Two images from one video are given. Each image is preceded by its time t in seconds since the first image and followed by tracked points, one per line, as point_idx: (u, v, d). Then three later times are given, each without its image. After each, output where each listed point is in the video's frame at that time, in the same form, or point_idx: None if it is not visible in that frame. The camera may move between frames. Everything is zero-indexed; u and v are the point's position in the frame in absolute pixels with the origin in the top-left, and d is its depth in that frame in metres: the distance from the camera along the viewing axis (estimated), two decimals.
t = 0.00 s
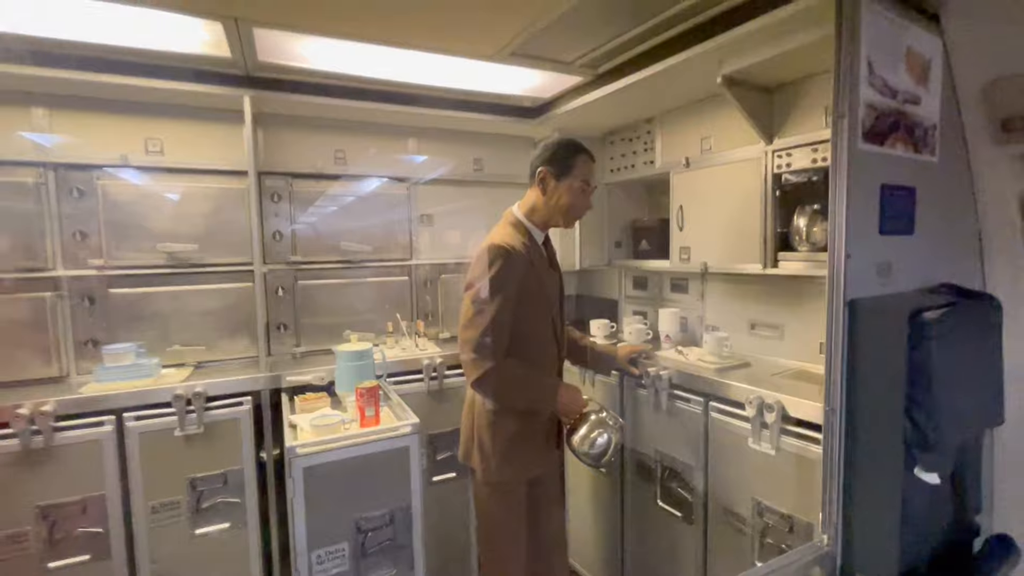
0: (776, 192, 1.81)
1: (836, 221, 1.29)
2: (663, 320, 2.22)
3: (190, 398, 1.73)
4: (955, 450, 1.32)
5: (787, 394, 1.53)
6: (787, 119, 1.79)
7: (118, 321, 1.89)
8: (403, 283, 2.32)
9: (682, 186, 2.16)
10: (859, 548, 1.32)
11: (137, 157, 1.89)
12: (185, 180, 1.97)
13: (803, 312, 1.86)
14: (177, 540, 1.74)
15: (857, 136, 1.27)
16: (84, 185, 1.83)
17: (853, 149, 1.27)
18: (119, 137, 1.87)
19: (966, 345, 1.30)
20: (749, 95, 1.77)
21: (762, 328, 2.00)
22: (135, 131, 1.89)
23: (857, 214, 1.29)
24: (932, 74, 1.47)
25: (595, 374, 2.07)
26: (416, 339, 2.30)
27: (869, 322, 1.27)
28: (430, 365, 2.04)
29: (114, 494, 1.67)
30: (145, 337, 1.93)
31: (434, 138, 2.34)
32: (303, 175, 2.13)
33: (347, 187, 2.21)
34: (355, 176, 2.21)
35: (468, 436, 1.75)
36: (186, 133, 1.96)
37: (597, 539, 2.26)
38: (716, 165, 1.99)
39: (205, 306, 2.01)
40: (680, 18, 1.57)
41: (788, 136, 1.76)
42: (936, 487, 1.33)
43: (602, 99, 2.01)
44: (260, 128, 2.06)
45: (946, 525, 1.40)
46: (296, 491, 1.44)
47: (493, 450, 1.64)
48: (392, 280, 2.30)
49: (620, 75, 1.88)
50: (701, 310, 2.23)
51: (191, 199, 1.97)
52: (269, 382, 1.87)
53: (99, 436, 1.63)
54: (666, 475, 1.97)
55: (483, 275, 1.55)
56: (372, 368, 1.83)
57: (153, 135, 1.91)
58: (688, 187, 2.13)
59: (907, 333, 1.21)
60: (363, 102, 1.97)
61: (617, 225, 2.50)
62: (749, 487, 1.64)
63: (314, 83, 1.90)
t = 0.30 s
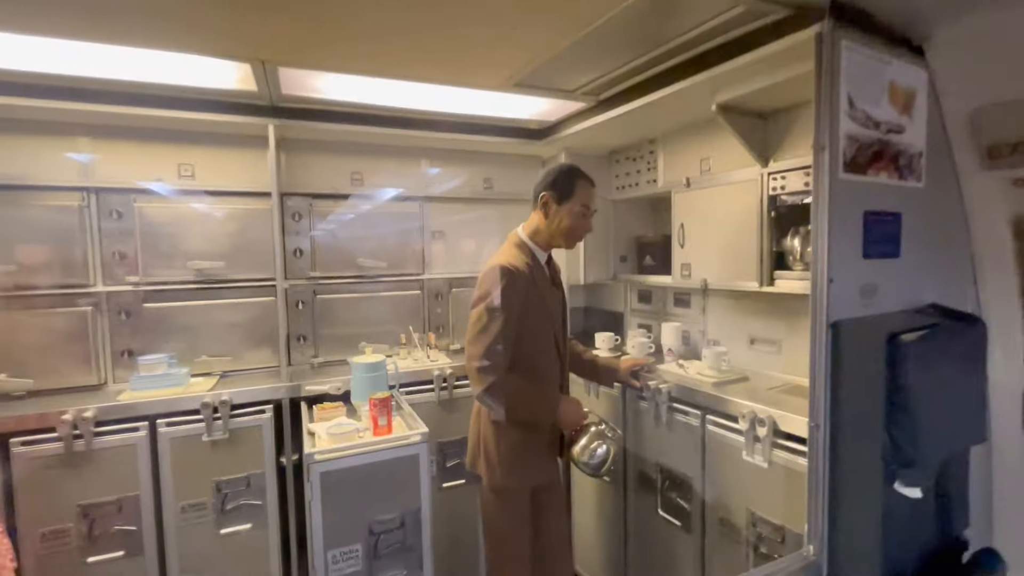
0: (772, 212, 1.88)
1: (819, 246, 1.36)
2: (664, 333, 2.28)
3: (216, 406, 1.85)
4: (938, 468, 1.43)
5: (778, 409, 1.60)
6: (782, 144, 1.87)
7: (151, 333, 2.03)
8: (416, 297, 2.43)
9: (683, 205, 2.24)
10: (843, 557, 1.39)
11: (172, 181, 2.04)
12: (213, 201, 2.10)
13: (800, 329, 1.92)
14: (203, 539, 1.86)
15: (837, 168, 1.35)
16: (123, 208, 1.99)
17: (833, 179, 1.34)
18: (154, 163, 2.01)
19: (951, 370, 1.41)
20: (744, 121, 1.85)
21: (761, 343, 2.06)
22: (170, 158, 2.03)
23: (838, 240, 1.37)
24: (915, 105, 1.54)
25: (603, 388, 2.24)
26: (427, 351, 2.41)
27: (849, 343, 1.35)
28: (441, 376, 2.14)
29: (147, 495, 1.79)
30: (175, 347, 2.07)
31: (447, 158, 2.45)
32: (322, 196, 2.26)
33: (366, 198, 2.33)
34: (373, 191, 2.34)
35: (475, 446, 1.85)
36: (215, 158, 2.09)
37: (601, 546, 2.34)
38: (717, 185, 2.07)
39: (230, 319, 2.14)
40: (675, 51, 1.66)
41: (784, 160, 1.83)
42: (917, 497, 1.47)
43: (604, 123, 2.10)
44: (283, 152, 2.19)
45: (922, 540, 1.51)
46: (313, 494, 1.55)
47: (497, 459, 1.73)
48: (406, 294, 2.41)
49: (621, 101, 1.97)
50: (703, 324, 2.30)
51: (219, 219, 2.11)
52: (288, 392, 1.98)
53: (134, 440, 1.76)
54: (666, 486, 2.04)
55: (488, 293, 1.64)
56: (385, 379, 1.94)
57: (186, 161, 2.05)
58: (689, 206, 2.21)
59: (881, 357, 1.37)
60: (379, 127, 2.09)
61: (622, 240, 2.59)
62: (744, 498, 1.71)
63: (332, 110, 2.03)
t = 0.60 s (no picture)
0: (780, 225, 1.92)
1: (819, 262, 1.41)
2: (675, 342, 2.34)
3: (248, 407, 1.98)
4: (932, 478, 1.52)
5: (782, 418, 1.64)
6: (790, 158, 1.90)
7: (189, 337, 2.18)
8: (435, 303, 2.53)
9: (693, 215, 2.29)
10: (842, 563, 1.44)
11: (209, 197, 2.18)
12: (247, 214, 2.24)
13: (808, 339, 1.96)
14: (237, 530, 1.99)
15: (837, 187, 1.40)
16: (165, 222, 2.14)
17: (832, 198, 1.39)
18: (194, 179, 2.16)
19: (945, 385, 1.50)
20: (752, 137, 1.90)
21: (772, 353, 2.10)
22: (208, 175, 2.18)
23: (837, 257, 1.41)
24: (920, 123, 1.58)
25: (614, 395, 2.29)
26: (446, 356, 2.51)
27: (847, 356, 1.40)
28: (458, 380, 2.23)
29: (185, 489, 1.92)
30: (210, 351, 2.21)
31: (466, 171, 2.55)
32: (347, 208, 2.38)
33: (383, 208, 2.43)
34: (392, 199, 2.44)
35: (489, 449, 1.93)
36: (248, 174, 2.23)
37: (613, 547, 2.40)
38: (727, 198, 2.12)
39: (261, 325, 2.27)
40: (681, 72, 1.72)
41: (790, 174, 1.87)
42: (914, 507, 1.54)
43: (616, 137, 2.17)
44: (310, 167, 2.31)
45: (922, 546, 1.57)
46: (339, 491, 1.66)
47: (510, 463, 1.81)
48: (425, 302, 2.51)
49: (632, 118, 2.03)
50: (714, 332, 2.35)
51: (252, 231, 2.24)
52: (315, 395, 2.09)
53: (174, 437, 1.90)
54: (676, 491, 2.10)
55: (500, 303, 1.72)
56: (405, 383, 2.04)
57: (222, 178, 2.19)
58: (700, 217, 2.26)
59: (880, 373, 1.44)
60: (401, 143, 2.20)
61: (636, 249, 2.64)
62: (749, 504, 1.76)
63: (356, 128, 2.14)
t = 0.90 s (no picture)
0: (803, 231, 1.93)
1: (840, 269, 1.42)
2: (697, 346, 2.38)
3: (284, 404, 2.08)
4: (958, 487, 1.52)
5: (803, 425, 1.65)
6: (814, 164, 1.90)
7: (230, 337, 2.30)
8: (460, 307, 2.60)
9: (716, 221, 2.31)
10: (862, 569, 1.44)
11: (248, 204, 2.29)
12: (284, 221, 2.35)
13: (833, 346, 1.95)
14: (273, 522, 2.09)
15: (858, 196, 1.41)
16: (208, 228, 2.26)
17: (853, 206, 1.40)
18: (236, 188, 2.28)
19: (970, 394, 1.50)
20: (774, 144, 1.92)
21: (796, 358, 2.09)
22: (248, 184, 2.29)
23: (858, 264, 1.42)
24: (947, 129, 1.57)
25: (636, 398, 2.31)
26: (471, 358, 2.57)
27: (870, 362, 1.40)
28: (482, 382, 2.30)
29: (225, 481, 2.03)
30: (249, 351, 2.33)
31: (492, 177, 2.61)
32: (377, 215, 2.47)
33: (406, 212, 2.50)
34: (416, 203, 2.51)
35: (513, 450, 1.97)
36: (285, 183, 2.34)
37: (635, 550, 2.42)
38: (750, 204, 2.13)
39: (296, 326, 2.38)
40: (702, 82, 1.75)
41: (813, 181, 1.88)
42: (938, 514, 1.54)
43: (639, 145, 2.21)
44: (344, 176, 2.41)
45: (947, 554, 1.57)
46: (369, 487, 1.73)
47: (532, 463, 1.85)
48: (451, 305, 2.59)
49: (654, 125, 2.07)
50: (738, 338, 2.36)
51: (288, 237, 2.35)
52: (346, 394, 2.18)
53: (216, 432, 2.01)
54: (698, 495, 2.12)
55: (524, 309, 1.76)
56: (432, 384, 2.11)
57: (262, 186, 2.31)
58: (723, 223, 2.28)
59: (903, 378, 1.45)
60: (429, 151, 2.28)
61: (658, 255, 2.66)
62: (771, 509, 1.77)
63: (387, 138, 2.23)
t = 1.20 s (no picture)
0: (840, 229, 1.89)
1: (878, 268, 1.40)
2: (729, 345, 2.36)
3: (322, 397, 2.16)
4: (1003, 492, 1.50)
5: (839, 425, 1.62)
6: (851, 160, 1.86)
7: (271, 331, 2.39)
8: (491, 304, 2.64)
9: (749, 219, 2.29)
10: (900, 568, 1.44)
11: (288, 204, 2.38)
12: (321, 220, 2.43)
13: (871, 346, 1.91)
14: (312, 509, 2.17)
15: (897, 193, 1.38)
16: (251, 228, 2.36)
17: (892, 203, 1.38)
18: (280, 189, 2.37)
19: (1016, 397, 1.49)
20: (809, 140, 1.89)
21: (831, 358, 2.05)
22: (288, 184, 2.38)
23: (897, 263, 1.40)
24: (993, 123, 1.52)
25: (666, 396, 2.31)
26: (501, 354, 2.60)
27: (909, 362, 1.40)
28: (512, 378, 2.34)
29: (266, 468, 2.11)
30: (289, 346, 2.42)
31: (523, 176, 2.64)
32: (410, 214, 2.53)
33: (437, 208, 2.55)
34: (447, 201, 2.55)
35: (541, 444, 1.99)
36: (322, 183, 2.41)
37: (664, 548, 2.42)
38: (783, 200, 2.10)
39: (332, 322, 2.46)
40: (735, 79, 1.74)
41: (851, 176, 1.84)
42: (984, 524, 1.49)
43: (670, 142, 2.20)
44: (379, 176, 2.47)
45: (992, 563, 1.52)
46: (403, 477, 1.77)
47: (562, 458, 1.86)
48: (482, 302, 2.63)
49: (686, 123, 2.06)
50: (771, 337, 2.33)
51: (326, 235, 2.43)
52: (381, 387, 2.25)
53: (259, 422, 2.10)
54: (729, 495, 2.11)
55: (553, 307, 1.76)
56: (463, 379, 2.16)
57: (301, 187, 2.39)
58: (756, 220, 2.25)
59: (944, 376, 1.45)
60: (462, 152, 2.33)
61: (689, 252, 2.65)
62: (805, 511, 1.76)
63: (421, 138, 2.28)
